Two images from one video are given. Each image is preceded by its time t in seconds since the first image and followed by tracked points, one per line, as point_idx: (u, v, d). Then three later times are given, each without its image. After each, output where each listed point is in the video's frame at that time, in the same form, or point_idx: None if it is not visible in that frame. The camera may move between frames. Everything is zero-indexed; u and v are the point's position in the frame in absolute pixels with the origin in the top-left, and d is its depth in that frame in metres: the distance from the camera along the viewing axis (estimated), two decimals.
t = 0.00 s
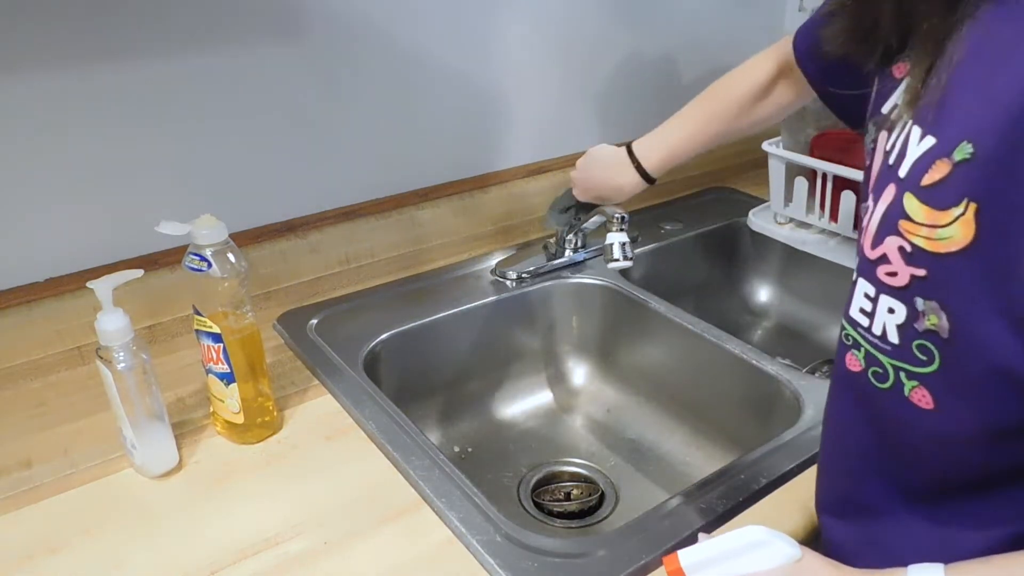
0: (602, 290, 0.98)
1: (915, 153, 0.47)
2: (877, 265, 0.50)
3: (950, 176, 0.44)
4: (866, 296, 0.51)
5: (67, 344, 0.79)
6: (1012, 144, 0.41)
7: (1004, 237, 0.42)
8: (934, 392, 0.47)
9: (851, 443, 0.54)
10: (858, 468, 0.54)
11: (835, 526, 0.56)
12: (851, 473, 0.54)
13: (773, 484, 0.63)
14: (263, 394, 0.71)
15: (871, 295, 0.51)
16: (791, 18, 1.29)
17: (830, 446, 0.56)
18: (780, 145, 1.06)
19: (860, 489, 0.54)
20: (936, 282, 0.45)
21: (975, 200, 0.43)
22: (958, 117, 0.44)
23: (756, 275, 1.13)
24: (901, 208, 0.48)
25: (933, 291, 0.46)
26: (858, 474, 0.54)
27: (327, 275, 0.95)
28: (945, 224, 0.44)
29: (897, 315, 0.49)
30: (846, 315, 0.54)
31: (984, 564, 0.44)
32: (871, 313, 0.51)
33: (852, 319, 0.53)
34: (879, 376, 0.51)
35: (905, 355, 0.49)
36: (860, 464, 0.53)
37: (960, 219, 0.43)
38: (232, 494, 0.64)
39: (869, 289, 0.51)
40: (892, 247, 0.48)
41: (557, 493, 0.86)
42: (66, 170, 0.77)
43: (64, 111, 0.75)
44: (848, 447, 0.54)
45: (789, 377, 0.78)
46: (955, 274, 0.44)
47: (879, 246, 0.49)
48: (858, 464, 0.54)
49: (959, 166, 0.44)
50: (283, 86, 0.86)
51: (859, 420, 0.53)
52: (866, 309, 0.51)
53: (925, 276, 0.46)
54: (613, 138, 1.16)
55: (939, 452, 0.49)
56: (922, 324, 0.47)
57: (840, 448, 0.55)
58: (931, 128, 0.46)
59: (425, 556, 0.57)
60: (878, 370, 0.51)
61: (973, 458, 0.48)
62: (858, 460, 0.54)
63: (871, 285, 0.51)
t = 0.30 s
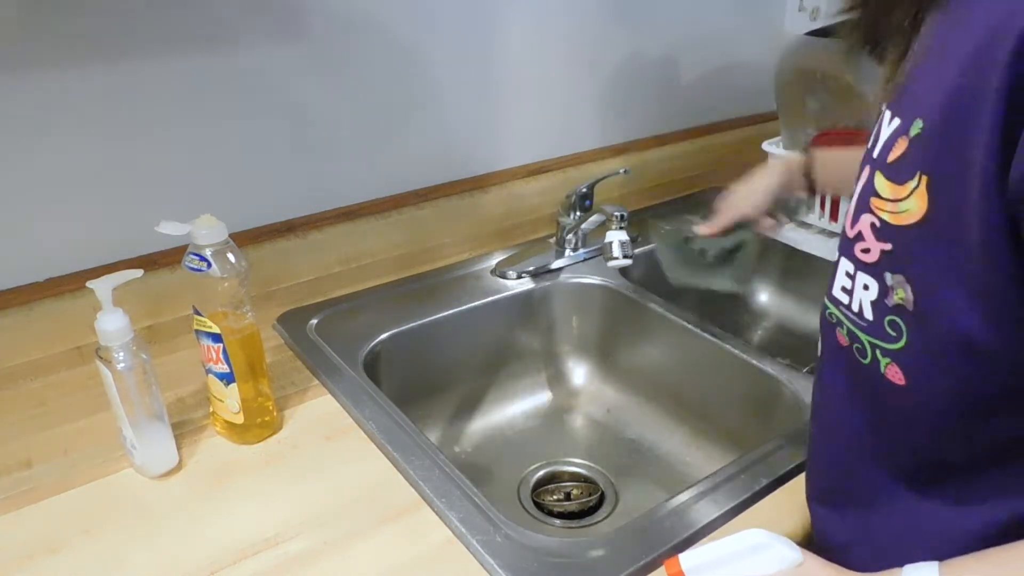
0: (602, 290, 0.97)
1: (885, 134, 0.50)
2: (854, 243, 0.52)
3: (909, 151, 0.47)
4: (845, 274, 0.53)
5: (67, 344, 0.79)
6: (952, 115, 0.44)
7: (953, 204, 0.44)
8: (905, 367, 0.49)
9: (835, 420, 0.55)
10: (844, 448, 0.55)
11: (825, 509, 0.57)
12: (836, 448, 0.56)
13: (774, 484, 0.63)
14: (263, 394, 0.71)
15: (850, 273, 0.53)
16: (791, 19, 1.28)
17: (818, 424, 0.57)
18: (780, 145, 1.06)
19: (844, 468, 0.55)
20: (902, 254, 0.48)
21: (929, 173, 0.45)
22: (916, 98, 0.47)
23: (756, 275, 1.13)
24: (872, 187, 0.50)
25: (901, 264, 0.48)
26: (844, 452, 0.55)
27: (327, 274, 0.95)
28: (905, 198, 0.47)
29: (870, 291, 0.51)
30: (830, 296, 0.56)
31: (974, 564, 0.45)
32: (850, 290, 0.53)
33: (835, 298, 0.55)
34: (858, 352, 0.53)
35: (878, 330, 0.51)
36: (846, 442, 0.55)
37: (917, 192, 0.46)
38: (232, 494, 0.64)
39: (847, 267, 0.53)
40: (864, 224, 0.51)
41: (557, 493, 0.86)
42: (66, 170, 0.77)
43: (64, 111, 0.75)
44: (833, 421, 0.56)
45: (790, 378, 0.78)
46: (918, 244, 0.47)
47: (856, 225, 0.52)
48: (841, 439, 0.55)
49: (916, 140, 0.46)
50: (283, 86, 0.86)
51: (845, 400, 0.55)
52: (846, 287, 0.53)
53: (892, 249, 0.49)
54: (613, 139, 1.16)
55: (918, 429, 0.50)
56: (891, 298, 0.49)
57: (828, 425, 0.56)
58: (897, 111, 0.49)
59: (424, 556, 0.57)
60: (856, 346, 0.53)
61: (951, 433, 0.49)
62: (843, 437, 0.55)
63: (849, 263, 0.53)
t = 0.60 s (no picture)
0: (602, 290, 0.98)
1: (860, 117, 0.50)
2: (839, 225, 0.52)
3: (887, 124, 0.47)
4: (833, 258, 0.53)
5: (67, 345, 0.79)
6: (921, 81, 0.45)
7: (934, 165, 0.45)
8: (902, 340, 0.49)
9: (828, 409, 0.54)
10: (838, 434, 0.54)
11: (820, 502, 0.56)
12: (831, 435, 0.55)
13: (774, 484, 0.62)
14: (263, 393, 0.71)
15: (838, 255, 0.52)
16: (791, 19, 1.28)
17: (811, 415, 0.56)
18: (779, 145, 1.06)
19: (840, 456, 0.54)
20: (890, 223, 0.48)
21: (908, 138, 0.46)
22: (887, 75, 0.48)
23: (756, 275, 1.13)
24: (851, 167, 0.50)
25: (892, 233, 0.48)
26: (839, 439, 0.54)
27: (327, 274, 0.95)
28: (886, 168, 0.48)
29: (860, 268, 0.51)
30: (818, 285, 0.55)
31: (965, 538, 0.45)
32: (839, 272, 0.52)
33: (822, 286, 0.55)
34: (852, 334, 0.52)
35: (871, 306, 0.50)
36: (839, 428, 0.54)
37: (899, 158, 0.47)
38: (232, 494, 0.64)
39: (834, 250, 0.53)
40: (848, 203, 0.51)
41: (557, 493, 0.86)
42: (66, 170, 0.77)
43: (64, 111, 0.75)
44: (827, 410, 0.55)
45: (789, 378, 0.78)
46: (904, 209, 0.47)
47: (841, 207, 0.52)
48: (834, 427, 0.54)
49: (891, 111, 0.47)
50: (284, 86, 0.86)
51: (837, 385, 0.54)
52: (835, 271, 0.53)
53: (880, 221, 0.48)
54: (612, 138, 1.16)
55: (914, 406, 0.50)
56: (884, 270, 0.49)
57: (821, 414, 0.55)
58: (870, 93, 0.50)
59: (424, 556, 0.57)
60: (850, 329, 0.52)
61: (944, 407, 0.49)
62: (836, 424, 0.54)
63: (837, 246, 0.52)
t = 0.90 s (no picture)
0: (602, 290, 0.98)
1: (863, 103, 0.50)
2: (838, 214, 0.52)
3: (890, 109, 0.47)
4: (831, 247, 0.53)
5: (67, 345, 0.79)
6: (927, 63, 0.44)
7: (931, 154, 0.44)
8: (886, 332, 0.49)
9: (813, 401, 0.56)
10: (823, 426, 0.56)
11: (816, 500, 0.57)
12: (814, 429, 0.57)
13: (776, 483, 0.63)
14: (263, 393, 0.71)
15: (835, 245, 0.53)
16: (791, 19, 1.28)
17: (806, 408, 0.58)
18: (780, 145, 1.07)
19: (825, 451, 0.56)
20: (884, 212, 0.48)
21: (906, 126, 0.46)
22: (892, 64, 0.48)
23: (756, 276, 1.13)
24: (852, 155, 0.51)
25: (880, 223, 0.48)
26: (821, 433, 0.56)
27: (327, 274, 0.95)
28: (882, 156, 0.47)
29: (850, 258, 0.51)
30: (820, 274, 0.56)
31: (944, 538, 0.45)
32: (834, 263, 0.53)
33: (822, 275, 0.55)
34: (840, 325, 0.53)
35: (858, 297, 0.51)
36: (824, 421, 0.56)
37: (895, 146, 0.47)
38: (232, 494, 0.64)
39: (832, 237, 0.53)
40: (847, 192, 0.51)
41: (557, 493, 0.86)
42: (66, 170, 0.77)
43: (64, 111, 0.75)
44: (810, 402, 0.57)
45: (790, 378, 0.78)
46: (898, 198, 0.47)
47: (841, 194, 0.52)
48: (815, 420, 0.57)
49: (893, 99, 0.47)
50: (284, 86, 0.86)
51: (821, 379, 0.55)
52: (830, 260, 0.54)
53: (874, 210, 0.49)
54: (612, 138, 1.16)
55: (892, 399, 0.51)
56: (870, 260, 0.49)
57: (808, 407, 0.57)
58: (876, 81, 0.50)
59: (423, 555, 0.57)
60: (840, 318, 0.53)
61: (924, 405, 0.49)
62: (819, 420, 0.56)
63: (835, 234, 0.53)
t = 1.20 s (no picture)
0: (602, 290, 0.98)
1: (911, 117, 0.50)
2: (871, 229, 0.53)
3: (938, 132, 0.48)
4: (860, 262, 0.54)
5: (66, 345, 0.79)
6: (990, 89, 0.44)
7: (977, 188, 0.45)
8: (913, 359, 0.50)
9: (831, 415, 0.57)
10: (840, 438, 0.56)
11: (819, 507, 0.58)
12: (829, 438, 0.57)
13: (776, 483, 0.63)
14: (263, 393, 0.71)
15: (865, 261, 0.53)
16: (791, 19, 1.28)
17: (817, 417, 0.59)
18: (780, 145, 1.07)
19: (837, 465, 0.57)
20: (923, 238, 0.48)
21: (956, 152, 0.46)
22: (946, 81, 0.48)
23: (756, 275, 1.13)
24: (894, 170, 0.51)
25: (918, 251, 0.49)
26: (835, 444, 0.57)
27: (327, 274, 0.95)
28: (930, 180, 0.48)
29: (884, 279, 0.52)
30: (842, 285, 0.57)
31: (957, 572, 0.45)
32: (863, 278, 0.54)
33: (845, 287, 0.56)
34: (866, 343, 0.54)
35: (889, 319, 0.52)
36: (841, 433, 0.56)
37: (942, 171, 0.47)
38: (232, 494, 0.64)
39: (862, 253, 0.54)
40: (884, 209, 0.52)
41: (557, 493, 0.86)
42: (65, 170, 0.77)
43: (63, 111, 0.75)
44: (825, 416, 0.58)
45: (790, 378, 0.77)
46: (940, 226, 0.47)
47: (874, 211, 0.53)
48: (829, 434, 0.57)
49: (945, 121, 0.47)
50: (283, 86, 0.86)
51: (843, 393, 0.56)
52: (857, 276, 0.54)
53: (912, 234, 0.49)
54: (613, 138, 1.16)
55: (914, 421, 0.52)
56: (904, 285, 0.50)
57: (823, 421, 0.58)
58: (924, 95, 0.50)
59: (424, 556, 0.57)
60: (867, 336, 0.54)
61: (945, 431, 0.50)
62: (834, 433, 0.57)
63: (865, 250, 0.53)
